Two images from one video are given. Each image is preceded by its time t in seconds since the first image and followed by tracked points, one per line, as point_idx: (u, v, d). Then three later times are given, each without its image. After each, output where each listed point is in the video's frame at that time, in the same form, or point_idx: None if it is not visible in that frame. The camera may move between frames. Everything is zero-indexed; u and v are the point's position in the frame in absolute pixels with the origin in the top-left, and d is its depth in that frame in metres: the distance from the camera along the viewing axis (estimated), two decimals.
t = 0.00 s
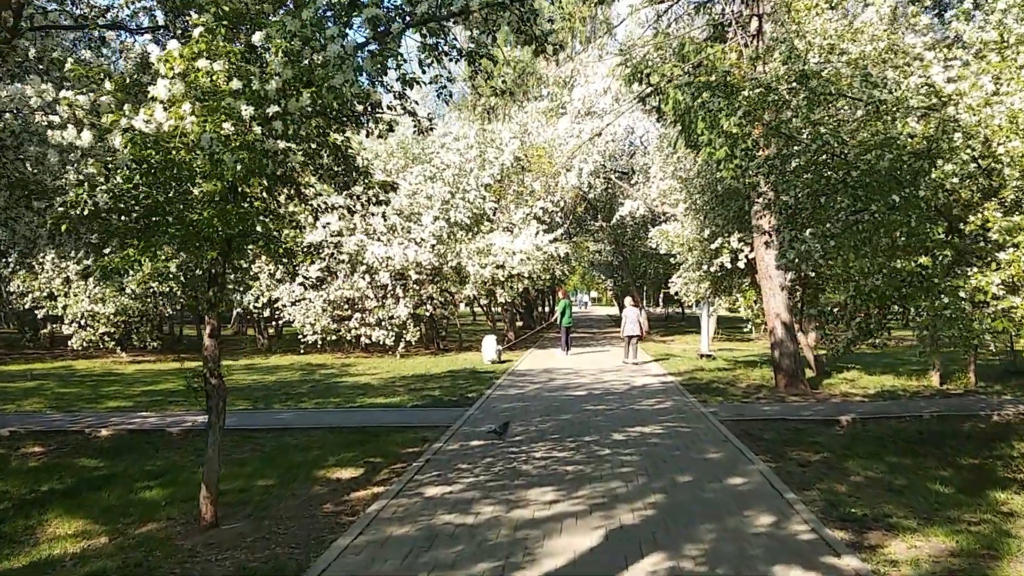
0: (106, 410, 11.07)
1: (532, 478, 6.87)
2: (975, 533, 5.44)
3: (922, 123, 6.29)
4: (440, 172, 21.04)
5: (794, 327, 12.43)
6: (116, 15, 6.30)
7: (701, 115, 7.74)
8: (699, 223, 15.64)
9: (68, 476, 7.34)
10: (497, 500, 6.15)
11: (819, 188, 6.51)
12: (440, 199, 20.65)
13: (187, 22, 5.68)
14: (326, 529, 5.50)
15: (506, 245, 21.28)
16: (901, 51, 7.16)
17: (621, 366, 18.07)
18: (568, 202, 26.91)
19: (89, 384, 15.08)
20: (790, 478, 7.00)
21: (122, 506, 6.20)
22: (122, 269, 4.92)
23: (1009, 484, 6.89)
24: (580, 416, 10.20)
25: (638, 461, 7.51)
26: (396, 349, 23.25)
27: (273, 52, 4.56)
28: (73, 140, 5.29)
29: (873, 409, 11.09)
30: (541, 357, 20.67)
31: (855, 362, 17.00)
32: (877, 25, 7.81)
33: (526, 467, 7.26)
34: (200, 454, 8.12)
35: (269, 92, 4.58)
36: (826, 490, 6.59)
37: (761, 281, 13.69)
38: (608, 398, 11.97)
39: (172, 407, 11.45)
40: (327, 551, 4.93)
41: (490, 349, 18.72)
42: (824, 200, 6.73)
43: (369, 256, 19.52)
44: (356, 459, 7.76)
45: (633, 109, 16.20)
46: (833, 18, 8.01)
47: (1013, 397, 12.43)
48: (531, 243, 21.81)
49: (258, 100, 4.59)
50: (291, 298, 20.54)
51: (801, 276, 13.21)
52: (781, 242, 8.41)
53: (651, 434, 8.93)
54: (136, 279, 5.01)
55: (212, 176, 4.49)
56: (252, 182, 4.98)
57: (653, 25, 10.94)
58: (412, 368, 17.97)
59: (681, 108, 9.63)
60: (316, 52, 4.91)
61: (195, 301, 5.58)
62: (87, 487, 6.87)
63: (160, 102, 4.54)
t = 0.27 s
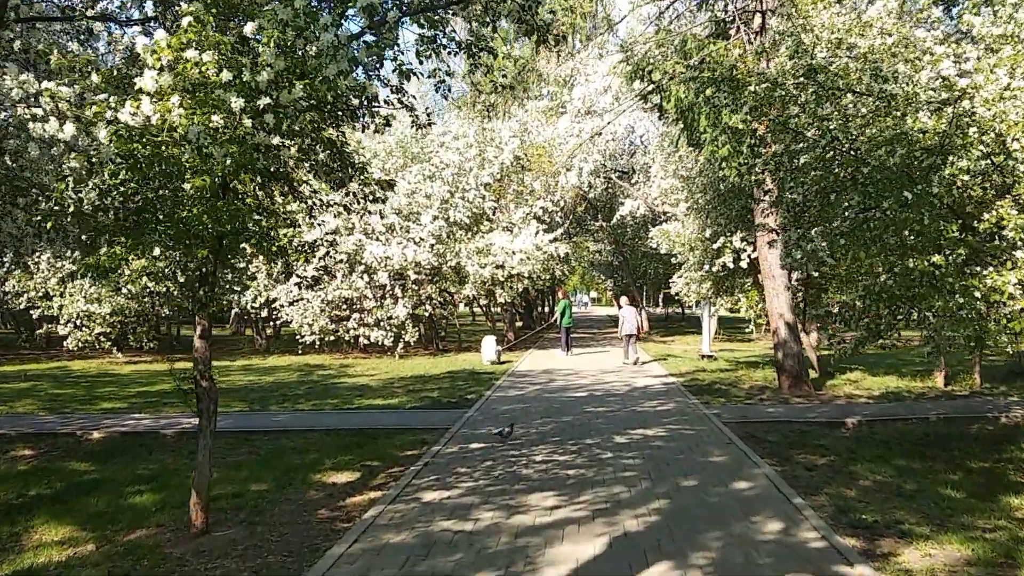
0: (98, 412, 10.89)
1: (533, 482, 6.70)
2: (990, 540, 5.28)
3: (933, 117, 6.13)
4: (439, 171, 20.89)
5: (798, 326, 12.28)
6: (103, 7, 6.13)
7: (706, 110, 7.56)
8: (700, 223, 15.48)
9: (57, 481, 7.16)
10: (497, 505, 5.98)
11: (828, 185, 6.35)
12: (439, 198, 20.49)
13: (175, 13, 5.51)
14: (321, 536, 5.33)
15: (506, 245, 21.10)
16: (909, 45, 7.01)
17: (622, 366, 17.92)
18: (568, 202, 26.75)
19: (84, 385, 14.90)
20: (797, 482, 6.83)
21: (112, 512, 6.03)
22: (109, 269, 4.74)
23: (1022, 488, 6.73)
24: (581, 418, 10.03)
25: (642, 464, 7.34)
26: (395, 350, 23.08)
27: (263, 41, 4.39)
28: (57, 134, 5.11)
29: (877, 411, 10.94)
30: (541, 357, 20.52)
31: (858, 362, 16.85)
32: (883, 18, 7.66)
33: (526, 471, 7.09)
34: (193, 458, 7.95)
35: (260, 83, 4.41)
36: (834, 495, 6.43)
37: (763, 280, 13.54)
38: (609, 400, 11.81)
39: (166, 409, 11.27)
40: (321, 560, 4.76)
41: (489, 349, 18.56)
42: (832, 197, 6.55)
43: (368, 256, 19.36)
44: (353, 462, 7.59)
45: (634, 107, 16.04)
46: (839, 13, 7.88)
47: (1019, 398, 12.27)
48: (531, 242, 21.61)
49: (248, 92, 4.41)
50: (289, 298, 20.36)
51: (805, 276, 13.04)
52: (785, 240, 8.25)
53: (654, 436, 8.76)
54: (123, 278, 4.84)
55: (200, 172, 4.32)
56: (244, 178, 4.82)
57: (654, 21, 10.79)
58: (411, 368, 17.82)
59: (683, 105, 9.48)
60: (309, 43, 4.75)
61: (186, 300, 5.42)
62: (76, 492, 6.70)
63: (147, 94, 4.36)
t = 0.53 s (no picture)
0: (89, 414, 10.70)
1: (532, 487, 6.51)
2: (1006, 548, 5.09)
3: (944, 111, 5.97)
4: (438, 170, 20.72)
5: (801, 326, 12.12)
6: None
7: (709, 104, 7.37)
8: (702, 222, 15.32)
9: (43, 486, 6.97)
10: (495, 512, 5.80)
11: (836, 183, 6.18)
12: (438, 197, 20.32)
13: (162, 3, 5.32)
14: (313, 544, 5.15)
15: (505, 244, 20.91)
16: (918, 38, 6.83)
17: (622, 367, 17.74)
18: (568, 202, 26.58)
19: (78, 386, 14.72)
20: (803, 487, 6.65)
21: (98, 518, 5.85)
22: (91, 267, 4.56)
23: None
24: (581, 420, 9.85)
25: (644, 468, 7.15)
26: (393, 350, 22.91)
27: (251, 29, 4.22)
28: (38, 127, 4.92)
29: (883, 412, 10.76)
30: (541, 358, 20.35)
31: (861, 363, 16.68)
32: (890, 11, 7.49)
33: (526, 475, 6.91)
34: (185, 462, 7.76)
35: (248, 73, 4.23)
36: (842, 500, 6.25)
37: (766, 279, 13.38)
38: (610, 402, 11.63)
39: (159, 411, 11.08)
40: (312, 570, 4.57)
41: (488, 350, 18.39)
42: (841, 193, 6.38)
43: (366, 256, 19.18)
44: (348, 466, 7.40)
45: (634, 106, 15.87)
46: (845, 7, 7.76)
47: None
48: (530, 242, 21.30)
49: (236, 82, 4.24)
50: (286, 299, 20.17)
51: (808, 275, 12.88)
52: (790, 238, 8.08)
53: (656, 439, 8.57)
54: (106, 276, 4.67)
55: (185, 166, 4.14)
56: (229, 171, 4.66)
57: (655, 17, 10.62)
58: (410, 369, 17.64)
59: (685, 101, 9.30)
60: (300, 32, 4.59)
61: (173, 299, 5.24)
62: (63, 498, 6.51)
63: (128, 85, 4.17)
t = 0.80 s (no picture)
0: (79, 417, 10.51)
1: (529, 495, 6.33)
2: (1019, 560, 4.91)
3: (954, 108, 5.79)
4: (436, 169, 20.54)
5: (803, 327, 11.95)
6: None
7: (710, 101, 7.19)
8: (702, 222, 15.14)
9: (26, 493, 6.78)
10: (490, 521, 5.61)
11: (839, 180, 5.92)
12: (436, 197, 20.13)
13: None
14: (301, 556, 4.96)
15: (503, 244, 20.72)
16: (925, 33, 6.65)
17: (622, 368, 17.55)
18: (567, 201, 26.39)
19: (71, 388, 14.54)
20: (808, 494, 6.46)
21: (79, 528, 5.66)
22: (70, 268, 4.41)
23: None
24: (580, 424, 9.67)
25: (644, 475, 6.98)
26: (391, 351, 22.72)
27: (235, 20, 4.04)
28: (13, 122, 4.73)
29: (887, 416, 10.57)
30: (540, 359, 20.16)
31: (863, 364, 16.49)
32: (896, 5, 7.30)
33: (522, 482, 6.72)
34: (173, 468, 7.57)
35: (229, 67, 4.05)
36: (848, 509, 6.06)
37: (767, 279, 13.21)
38: (609, 404, 11.45)
39: (151, 414, 10.90)
40: None
41: (486, 350, 18.20)
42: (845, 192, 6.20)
43: (363, 256, 18.99)
44: (340, 472, 7.22)
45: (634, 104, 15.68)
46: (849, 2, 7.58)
47: None
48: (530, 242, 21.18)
49: (218, 74, 4.07)
50: (283, 299, 19.99)
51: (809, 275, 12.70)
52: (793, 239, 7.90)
53: (656, 444, 8.40)
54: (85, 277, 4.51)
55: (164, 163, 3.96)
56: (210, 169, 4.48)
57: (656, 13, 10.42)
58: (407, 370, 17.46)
59: (686, 99, 9.11)
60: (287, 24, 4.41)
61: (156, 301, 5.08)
62: (45, 506, 6.32)
63: (104, 78, 3.97)
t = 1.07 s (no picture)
0: (69, 419, 10.33)
1: (527, 499, 6.14)
2: None
3: (964, 99, 5.63)
4: (434, 168, 20.36)
5: (805, 326, 11.77)
6: None
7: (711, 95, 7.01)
8: (703, 221, 14.96)
9: (9, 497, 6.60)
10: (486, 527, 5.42)
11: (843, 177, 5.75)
12: (434, 196, 19.96)
13: None
14: (289, 564, 4.77)
15: (502, 244, 20.51)
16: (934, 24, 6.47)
17: (622, 369, 17.37)
18: (567, 201, 26.19)
19: (64, 389, 14.35)
20: (814, 498, 6.28)
21: (61, 535, 5.47)
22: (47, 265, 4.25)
23: None
24: (579, 426, 9.49)
25: (645, 478, 6.79)
26: (389, 351, 22.55)
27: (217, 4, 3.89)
28: None
29: (892, 417, 10.39)
30: (539, 360, 19.96)
31: (866, 365, 16.30)
32: None
33: (520, 486, 6.54)
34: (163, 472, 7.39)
35: (208, 53, 3.88)
36: (855, 514, 5.88)
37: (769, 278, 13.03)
38: (609, 405, 11.27)
39: (142, 416, 10.71)
40: None
41: (485, 351, 18.02)
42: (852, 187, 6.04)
43: (360, 256, 18.79)
44: (333, 476, 7.03)
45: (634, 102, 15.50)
46: None
47: None
48: (529, 241, 21.00)
49: (198, 62, 3.91)
50: (279, 299, 19.80)
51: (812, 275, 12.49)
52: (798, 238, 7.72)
53: (657, 446, 8.21)
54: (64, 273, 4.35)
55: (142, 155, 3.79)
56: (192, 162, 4.34)
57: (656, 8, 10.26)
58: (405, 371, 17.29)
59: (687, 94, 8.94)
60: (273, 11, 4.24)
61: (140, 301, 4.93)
62: (28, 511, 6.13)
63: (79, 66, 3.82)
